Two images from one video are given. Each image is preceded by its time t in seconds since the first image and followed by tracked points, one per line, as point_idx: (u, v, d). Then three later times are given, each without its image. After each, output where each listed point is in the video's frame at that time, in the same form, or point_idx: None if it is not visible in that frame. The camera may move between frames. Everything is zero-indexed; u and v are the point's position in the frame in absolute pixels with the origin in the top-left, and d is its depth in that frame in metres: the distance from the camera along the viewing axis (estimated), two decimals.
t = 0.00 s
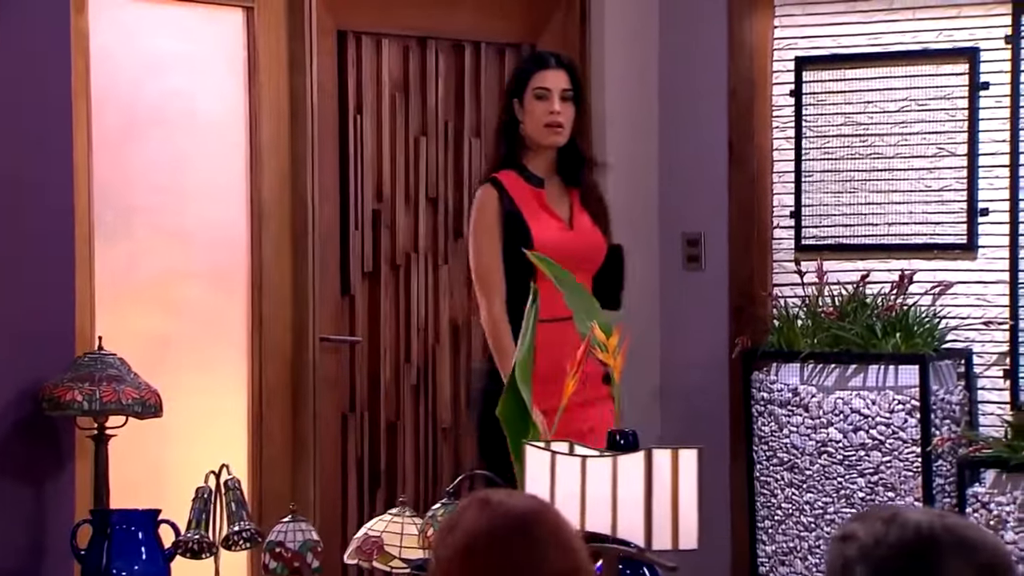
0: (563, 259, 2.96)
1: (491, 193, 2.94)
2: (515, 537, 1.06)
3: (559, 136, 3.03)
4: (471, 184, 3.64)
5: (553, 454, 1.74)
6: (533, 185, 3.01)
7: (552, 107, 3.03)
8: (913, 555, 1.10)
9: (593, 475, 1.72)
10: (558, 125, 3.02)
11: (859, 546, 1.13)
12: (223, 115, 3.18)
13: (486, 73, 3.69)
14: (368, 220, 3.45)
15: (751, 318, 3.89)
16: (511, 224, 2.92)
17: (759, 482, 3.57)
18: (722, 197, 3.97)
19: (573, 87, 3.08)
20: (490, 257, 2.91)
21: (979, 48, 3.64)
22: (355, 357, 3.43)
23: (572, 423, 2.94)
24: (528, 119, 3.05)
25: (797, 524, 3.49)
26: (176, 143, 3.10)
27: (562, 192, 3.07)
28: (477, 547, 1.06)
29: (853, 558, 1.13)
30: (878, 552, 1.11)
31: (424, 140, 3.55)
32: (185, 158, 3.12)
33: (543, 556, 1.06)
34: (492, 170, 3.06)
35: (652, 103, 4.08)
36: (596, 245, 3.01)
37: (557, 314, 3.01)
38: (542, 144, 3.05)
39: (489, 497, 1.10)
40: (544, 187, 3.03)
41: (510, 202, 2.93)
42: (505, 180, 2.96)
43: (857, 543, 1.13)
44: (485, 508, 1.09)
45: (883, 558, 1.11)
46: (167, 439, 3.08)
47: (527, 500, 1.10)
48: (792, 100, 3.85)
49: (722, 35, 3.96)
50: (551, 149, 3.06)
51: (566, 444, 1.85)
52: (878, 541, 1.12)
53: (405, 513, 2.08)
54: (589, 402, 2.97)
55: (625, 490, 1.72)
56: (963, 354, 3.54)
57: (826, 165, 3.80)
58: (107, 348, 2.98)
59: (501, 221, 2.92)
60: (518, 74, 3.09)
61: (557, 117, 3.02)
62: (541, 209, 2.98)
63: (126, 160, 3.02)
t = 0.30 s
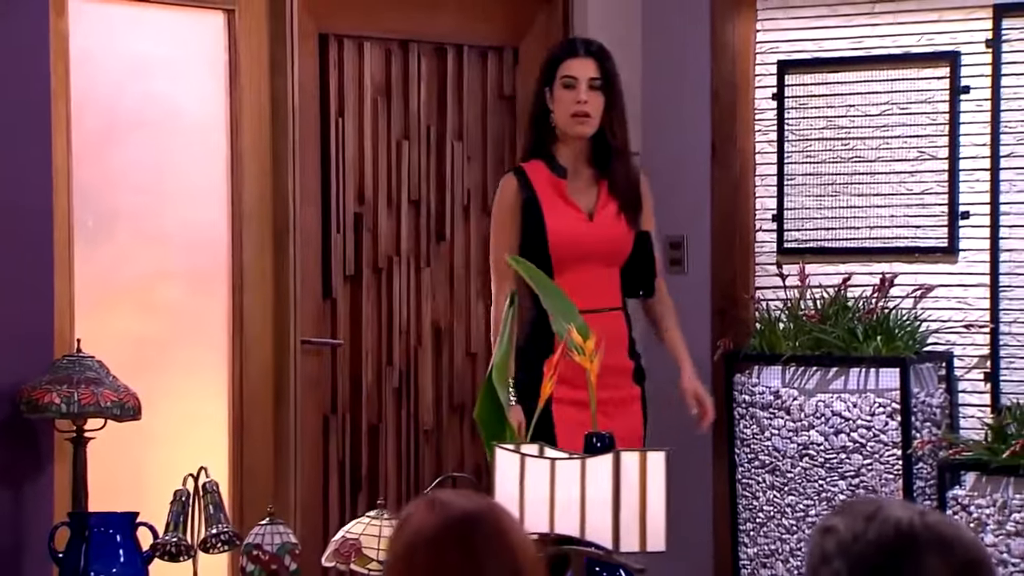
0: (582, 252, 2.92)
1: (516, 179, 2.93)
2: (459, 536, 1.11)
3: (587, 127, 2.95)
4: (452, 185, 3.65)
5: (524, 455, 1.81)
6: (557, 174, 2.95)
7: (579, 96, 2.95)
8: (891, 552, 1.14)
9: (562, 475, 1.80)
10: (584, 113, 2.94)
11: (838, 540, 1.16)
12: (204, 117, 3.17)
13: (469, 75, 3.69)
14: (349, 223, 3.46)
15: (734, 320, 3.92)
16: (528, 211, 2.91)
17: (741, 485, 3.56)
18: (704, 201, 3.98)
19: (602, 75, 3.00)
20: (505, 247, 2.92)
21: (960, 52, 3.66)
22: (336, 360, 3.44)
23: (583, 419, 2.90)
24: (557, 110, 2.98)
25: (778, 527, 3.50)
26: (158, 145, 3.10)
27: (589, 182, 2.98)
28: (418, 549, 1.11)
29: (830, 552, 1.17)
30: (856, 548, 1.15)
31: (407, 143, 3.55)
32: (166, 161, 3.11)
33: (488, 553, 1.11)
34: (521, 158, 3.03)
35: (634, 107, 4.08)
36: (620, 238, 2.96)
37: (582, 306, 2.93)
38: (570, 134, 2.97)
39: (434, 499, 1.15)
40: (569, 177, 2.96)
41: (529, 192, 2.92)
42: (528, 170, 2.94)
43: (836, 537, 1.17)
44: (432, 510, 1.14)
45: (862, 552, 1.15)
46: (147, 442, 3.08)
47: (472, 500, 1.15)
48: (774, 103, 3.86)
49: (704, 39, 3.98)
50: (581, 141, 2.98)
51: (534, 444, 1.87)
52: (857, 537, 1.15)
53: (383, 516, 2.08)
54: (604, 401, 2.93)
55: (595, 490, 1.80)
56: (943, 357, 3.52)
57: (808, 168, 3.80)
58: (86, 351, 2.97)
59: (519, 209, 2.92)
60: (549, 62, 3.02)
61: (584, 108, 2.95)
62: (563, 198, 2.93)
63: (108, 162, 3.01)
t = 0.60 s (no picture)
0: (607, 263, 3.02)
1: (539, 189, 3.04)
2: (417, 541, 1.19)
3: (611, 137, 3.05)
4: (438, 190, 3.66)
5: (496, 460, 1.89)
6: (582, 185, 3.05)
7: (600, 107, 3.06)
8: (872, 553, 1.20)
9: (535, 480, 1.88)
10: (605, 122, 3.05)
11: (821, 539, 1.23)
12: (187, 121, 3.17)
13: (454, 79, 3.71)
14: (334, 228, 3.45)
15: (719, 325, 3.91)
16: (552, 223, 3.02)
17: (725, 489, 3.55)
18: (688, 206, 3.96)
19: (624, 84, 3.10)
20: (529, 256, 3.04)
21: (944, 58, 3.68)
22: (321, 365, 3.44)
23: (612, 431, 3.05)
24: (579, 119, 3.09)
25: (762, 532, 3.49)
26: (140, 150, 3.10)
27: (614, 191, 3.10)
28: (379, 554, 1.19)
29: (813, 549, 1.23)
30: (838, 547, 1.22)
31: (392, 148, 3.56)
32: (148, 165, 3.11)
33: (445, 553, 1.19)
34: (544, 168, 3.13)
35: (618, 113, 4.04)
36: (646, 250, 3.06)
37: (605, 318, 3.04)
38: (593, 144, 3.07)
39: (396, 504, 1.23)
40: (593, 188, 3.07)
41: (553, 202, 3.02)
42: (551, 180, 3.04)
43: (820, 535, 1.23)
44: (392, 515, 1.22)
45: (844, 551, 1.22)
46: (131, 449, 3.07)
47: (432, 507, 1.23)
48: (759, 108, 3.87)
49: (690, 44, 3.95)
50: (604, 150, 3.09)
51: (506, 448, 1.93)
52: (839, 536, 1.22)
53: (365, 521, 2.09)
54: (623, 411, 3.05)
55: (566, 493, 1.89)
56: (928, 361, 3.55)
57: (793, 173, 3.82)
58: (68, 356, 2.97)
59: (543, 221, 3.03)
60: (571, 71, 3.12)
61: (608, 117, 3.05)
62: (585, 210, 3.04)
63: (91, 165, 3.01)
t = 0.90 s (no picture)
0: (635, 260, 2.67)
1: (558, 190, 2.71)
2: (374, 547, 1.09)
3: (626, 134, 2.72)
4: (420, 195, 3.67)
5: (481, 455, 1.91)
6: (601, 183, 2.72)
7: (615, 103, 2.72)
8: (843, 557, 1.08)
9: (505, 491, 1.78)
10: (622, 120, 2.71)
11: (792, 542, 1.11)
12: (166, 127, 3.17)
13: (436, 85, 3.70)
14: (315, 232, 3.46)
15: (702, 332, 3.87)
16: (577, 225, 2.68)
17: (706, 495, 3.50)
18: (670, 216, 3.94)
19: (641, 83, 2.77)
20: (549, 261, 2.70)
21: (924, 64, 3.70)
22: (301, 372, 3.45)
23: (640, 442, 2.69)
24: (591, 118, 2.75)
25: (742, 537, 3.48)
26: (119, 156, 3.09)
27: (632, 190, 2.75)
28: (335, 559, 1.09)
29: (784, 553, 1.11)
30: (809, 552, 1.10)
31: (373, 153, 3.56)
32: (128, 171, 3.11)
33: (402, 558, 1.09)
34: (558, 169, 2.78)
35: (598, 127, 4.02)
36: (672, 248, 2.71)
37: (631, 319, 2.69)
38: (607, 144, 2.74)
39: (352, 511, 1.12)
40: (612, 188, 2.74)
41: (572, 202, 2.69)
42: (570, 178, 2.72)
43: (791, 538, 1.11)
44: (350, 522, 1.11)
45: (813, 557, 1.10)
46: (109, 455, 3.07)
47: (392, 512, 1.12)
48: (741, 115, 3.86)
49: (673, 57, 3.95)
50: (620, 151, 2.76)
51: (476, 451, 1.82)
52: (812, 541, 1.10)
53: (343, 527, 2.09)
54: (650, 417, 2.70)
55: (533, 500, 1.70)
56: (908, 368, 3.57)
57: (774, 179, 3.83)
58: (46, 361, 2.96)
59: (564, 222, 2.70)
60: (578, 69, 2.79)
61: (624, 114, 2.71)
62: (609, 209, 2.70)
63: (70, 171, 3.01)
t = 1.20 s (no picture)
0: (635, 266, 2.69)
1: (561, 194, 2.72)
2: (334, 552, 1.23)
3: (632, 137, 2.74)
4: (395, 201, 3.67)
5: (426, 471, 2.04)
6: (602, 187, 2.75)
7: (622, 105, 2.74)
8: (796, 561, 1.19)
9: (464, 490, 2.02)
10: (630, 121, 2.73)
11: (745, 546, 1.22)
12: (139, 133, 3.16)
13: (411, 91, 3.71)
14: (290, 239, 3.46)
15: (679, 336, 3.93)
16: (574, 227, 2.70)
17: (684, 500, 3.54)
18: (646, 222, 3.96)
19: (647, 82, 2.78)
20: (554, 268, 2.70)
21: (897, 71, 3.72)
22: (276, 377, 3.44)
23: (640, 446, 2.72)
24: (597, 120, 2.77)
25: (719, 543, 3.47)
26: (93, 162, 3.09)
27: (634, 194, 2.78)
28: (292, 563, 1.23)
29: (738, 556, 1.22)
30: (762, 555, 1.20)
31: (348, 160, 3.57)
32: (101, 177, 3.10)
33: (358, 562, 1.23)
34: (560, 170, 2.81)
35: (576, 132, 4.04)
36: (671, 255, 2.74)
37: (631, 324, 2.70)
38: (613, 147, 2.76)
39: (312, 516, 1.26)
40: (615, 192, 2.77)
41: (574, 205, 2.71)
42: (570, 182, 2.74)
43: (744, 542, 1.22)
44: (308, 526, 1.25)
45: (766, 559, 1.20)
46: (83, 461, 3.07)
47: (348, 518, 1.26)
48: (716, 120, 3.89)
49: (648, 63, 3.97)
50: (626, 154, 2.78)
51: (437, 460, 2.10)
52: (763, 545, 1.21)
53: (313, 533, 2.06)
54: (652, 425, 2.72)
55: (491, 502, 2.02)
56: (881, 374, 3.56)
57: (749, 185, 3.84)
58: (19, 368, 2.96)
59: (563, 224, 2.71)
60: (587, 68, 2.80)
61: (631, 117, 2.74)
62: (609, 213, 2.72)
63: (44, 177, 3.01)
